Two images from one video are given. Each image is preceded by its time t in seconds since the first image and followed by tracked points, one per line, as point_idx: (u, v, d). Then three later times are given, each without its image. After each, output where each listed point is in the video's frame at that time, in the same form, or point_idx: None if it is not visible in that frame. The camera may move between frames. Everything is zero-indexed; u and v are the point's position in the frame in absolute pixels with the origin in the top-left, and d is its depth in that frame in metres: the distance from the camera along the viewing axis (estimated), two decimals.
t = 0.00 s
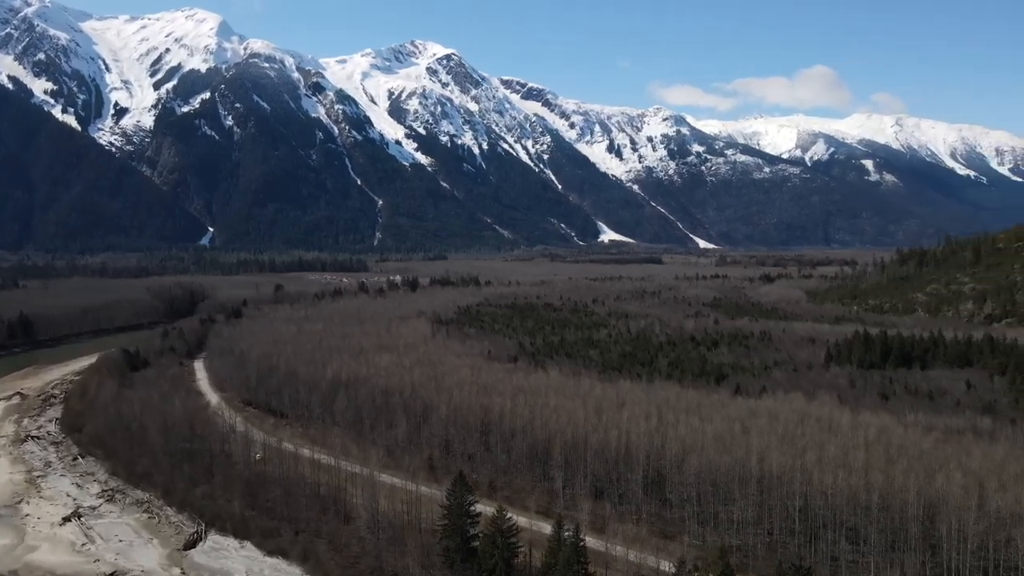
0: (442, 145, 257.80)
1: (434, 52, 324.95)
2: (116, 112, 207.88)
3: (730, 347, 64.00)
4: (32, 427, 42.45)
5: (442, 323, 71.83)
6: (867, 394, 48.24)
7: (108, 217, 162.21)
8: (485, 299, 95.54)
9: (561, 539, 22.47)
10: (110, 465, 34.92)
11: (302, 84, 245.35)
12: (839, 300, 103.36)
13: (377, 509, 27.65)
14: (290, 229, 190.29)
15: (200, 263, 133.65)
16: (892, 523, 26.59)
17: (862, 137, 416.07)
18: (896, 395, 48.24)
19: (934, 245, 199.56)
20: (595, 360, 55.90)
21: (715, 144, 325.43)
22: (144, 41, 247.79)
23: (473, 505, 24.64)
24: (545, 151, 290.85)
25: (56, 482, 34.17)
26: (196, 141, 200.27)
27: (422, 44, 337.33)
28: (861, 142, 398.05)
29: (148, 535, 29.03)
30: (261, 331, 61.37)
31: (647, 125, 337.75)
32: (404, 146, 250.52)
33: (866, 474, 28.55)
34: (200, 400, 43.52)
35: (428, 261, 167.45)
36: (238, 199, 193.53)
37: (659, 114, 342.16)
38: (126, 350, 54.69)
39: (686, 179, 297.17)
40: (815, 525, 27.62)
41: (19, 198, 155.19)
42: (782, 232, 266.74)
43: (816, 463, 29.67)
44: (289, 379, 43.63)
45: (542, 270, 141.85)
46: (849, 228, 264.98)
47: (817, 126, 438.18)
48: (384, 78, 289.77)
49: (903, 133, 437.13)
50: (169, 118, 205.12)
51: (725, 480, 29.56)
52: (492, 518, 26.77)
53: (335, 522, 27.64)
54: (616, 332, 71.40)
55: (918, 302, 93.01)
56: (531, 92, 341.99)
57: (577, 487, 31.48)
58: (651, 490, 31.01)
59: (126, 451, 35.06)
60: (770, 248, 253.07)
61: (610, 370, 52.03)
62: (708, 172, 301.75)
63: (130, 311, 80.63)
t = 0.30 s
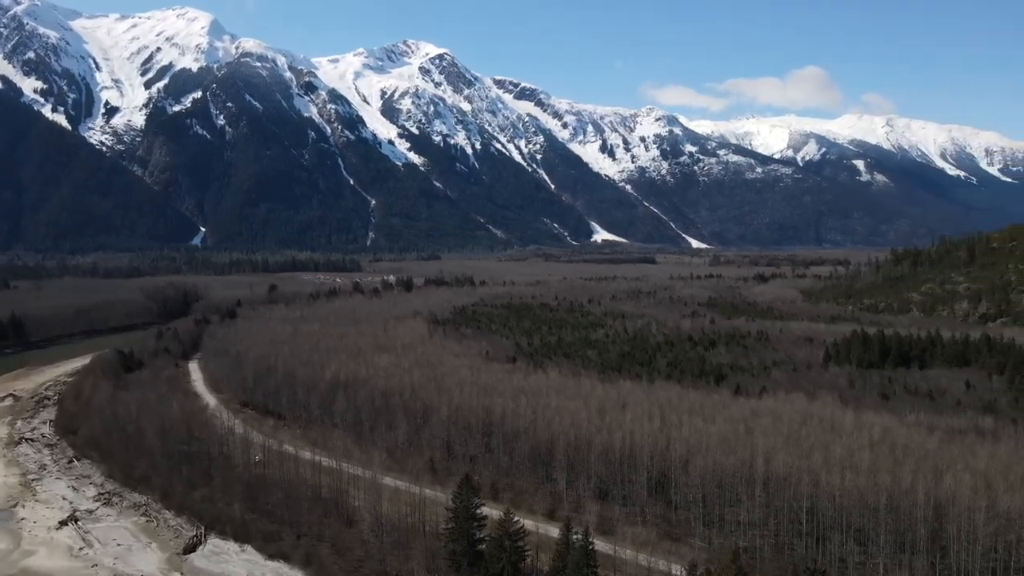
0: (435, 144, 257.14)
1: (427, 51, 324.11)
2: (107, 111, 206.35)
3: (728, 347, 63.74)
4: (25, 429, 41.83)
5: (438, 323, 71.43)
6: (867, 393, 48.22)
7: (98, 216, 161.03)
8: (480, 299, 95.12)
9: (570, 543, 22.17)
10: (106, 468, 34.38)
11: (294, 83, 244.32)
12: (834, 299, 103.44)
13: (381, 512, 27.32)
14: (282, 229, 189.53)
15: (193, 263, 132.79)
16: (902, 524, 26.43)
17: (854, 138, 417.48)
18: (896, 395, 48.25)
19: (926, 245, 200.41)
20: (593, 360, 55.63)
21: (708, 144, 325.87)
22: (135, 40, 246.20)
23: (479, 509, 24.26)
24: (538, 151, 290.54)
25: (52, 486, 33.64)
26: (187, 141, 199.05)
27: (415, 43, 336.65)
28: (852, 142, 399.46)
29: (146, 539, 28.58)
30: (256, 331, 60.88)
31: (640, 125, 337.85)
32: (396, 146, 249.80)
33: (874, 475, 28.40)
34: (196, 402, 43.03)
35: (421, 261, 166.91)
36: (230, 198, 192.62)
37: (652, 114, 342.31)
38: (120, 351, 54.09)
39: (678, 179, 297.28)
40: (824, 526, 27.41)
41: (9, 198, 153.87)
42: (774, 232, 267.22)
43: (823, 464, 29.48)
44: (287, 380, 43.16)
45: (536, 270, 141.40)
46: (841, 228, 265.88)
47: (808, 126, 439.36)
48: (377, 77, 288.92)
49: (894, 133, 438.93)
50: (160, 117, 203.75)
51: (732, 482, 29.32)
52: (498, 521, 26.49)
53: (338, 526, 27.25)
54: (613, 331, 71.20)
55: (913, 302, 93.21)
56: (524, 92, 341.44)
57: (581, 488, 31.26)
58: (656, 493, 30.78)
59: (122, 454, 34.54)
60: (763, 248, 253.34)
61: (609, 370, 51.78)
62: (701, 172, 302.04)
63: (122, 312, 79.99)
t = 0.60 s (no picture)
0: (423, 144, 256.40)
1: (415, 51, 323.25)
2: (92, 110, 204.20)
3: (722, 347, 63.61)
4: (13, 432, 41.11)
5: (431, 323, 70.94)
6: (862, 393, 48.30)
7: (83, 216, 159.42)
8: (472, 299, 94.66)
9: (576, 547, 21.85)
10: (97, 472, 33.79)
11: (282, 83, 242.91)
12: (824, 299, 103.80)
13: (381, 516, 26.98)
14: (270, 229, 188.49)
15: (180, 264, 131.64)
16: (906, 525, 26.35)
17: (840, 138, 419.80)
18: (891, 395, 48.33)
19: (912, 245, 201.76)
20: (588, 360, 55.33)
21: (696, 144, 326.77)
22: (120, 39, 244.19)
23: (482, 512, 23.92)
24: (526, 151, 290.39)
25: (42, 490, 33.01)
26: (174, 140, 197.35)
27: (403, 43, 335.78)
28: (839, 143, 401.65)
29: (140, 545, 28.04)
30: (247, 332, 60.23)
31: (629, 125, 338.24)
32: (385, 146, 248.88)
33: (876, 476, 28.33)
34: (188, 404, 42.47)
35: (411, 261, 166.29)
36: (217, 198, 191.51)
37: (640, 114, 342.86)
38: (109, 353, 53.31)
39: (667, 179, 297.73)
40: (827, 527, 27.24)
41: None
42: (762, 232, 268.28)
43: (825, 465, 29.37)
44: (281, 382, 42.63)
45: (527, 270, 140.99)
46: (828, 228, 267.69)
47: (796, 127, 441.33)
48: (365, 77, 287.87)
49: (880, 134, 441.78)
50: (146, 116, 201.74)
51: (734, 483, 29.13)
52: (501, 525, 26.18)
53: (337, 529, 26.83)
54: (607, 332, 70.97)
55: (903, 301, 93.58)
56: (513, 92, 340.85)
57: (581, 490, 30.97)
58: (657, 494, 30.57)
59: (114, 458, 33.93)
60: (751, 248, 254.17)
61: (605, 370, 51.52)
62: (689, 172, 302.70)
63: (109, 313, 79.18)
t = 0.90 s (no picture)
0: (408, 143, 255.46)
1: (399, 51, 322.07)
2: (71, 109, 201.36)
3: (710, 347, 63.63)
4: None
5: (418, 324, 70.47)
6: (852, 392, 48.48)
7: (63, 216, 157.30)
8: (459, 299, 94.27)
9: (577, 550, 21.58)
10: (84, 476, 33.13)
11: (264, 81, 241.01)
12: (809, 298, 104.38)
13: (377, 520, 26.61)
14: (253, 229, 187.12)
15: (162, 264, 130.22)
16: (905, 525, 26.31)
17: (821, 139, 422.88)
18: (881, 394, 48.56)
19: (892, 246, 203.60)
20: (578, 360, 55.12)
21: (680, 145, 327.98)
22: (100, 36, 241.58)
23: (481, 516, 23.60)
24: (511, 151, 290.10)
25: (26, 496, 32.29)
26: (154, 139, 195.36)
27: (386, 42, 334.64)
28: (820, 144, 404.68)
29: (128, 551, 27.45)
30: (233, 334, 59.52)
31: (613, 125, 338.86)
32: (369, 145, 247.80)
33: (873, 475, 28.35)
34: (174, 407, 41.80)
35: (396, 261, 165.55)
36: (199, 198, 190.45)
37: (624, 114, 343.48)
38: (91, 355, 52.36)
39: (651, 179, 298.34)
40: (827, 528, 27.19)
41: None
42: (745, 232, 269.46)
43: (822, 465, 29.39)
44: (270, 383, 42.05)
45: (513, 270, 140.64)
46: (810, 228, 269.93)
47: (778, 128, 444.11)
48: (349, 76, 286.49)
49: (861, 134, 445.51)
50: (127, 115, 198.10)
51: (731, 485, 29.11)
52: (500, 528, 25.91)
53: (332, 534, 26.41)
54: (595, 331, 70.89)
55: (887, 300, 94.20)
56: (497, 92, 340.28)
57: (577, 492, 30.75)
58: (655, 496, 30.41)
59: (100, 462, 33.24)
60: (734, 248, 255.12)
61: (594, 370, 51.33)
62: (673, 172, 303.67)
63: (90, 314, 78.21)
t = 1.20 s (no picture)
0: (392, 143, 254.33)
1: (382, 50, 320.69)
2: (49, 107, 198.48)
3: (700, 347, 63.55)
4: None
5: (406, 324, 69.92)
6: (843, 392, 48.50)
7: (41, 215, 155.26)
8: (446, 299, 93.74)
9: (579, 553, 21.33)
10: (69, 481, 32.44)
11: (247, 80, 238.90)
12: (795, 298, 104.79)
13: (374, 523, 26.21)
14: (236, 229, 185.56)
15: (143, 264, 128.77)
16: (905, 523, 26.21)
17: (803, 140, 425.27)
18: (871, 393, 48.64)
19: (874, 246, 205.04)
20: (568, 360, 54.86)
21: (663, 145, 328.90)
22: (79, 34, 238.60)
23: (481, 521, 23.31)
24: (495, 151, 289.58)
25: (10, 501, 31.55)
26: (135, 138, 193.24)
27: (370, 41, 333.20)
28: (802, 145, 407.32)
29: (116, 557, 26.85)
30: (219, 335, 58.76)
31: (597, 125, 339.14)
32: (352, 144, 246.47)
33: (871, 474, 28.29)
34: (161, 409, 41.09)
35: (381, 261, 164.60)
36: (181, 197, 188.59)
37: (608, 114, 344.00)
38: (74, 357, 51.42)
39: (635, 179, 298.70)
40: (826, 529, 27.16)
41: None
42: (728, 232, 270.47)
43: (819, 464, 29.33)
44: (258, 385, 41.46)
45: (499, 270, 140.18)
46: (793, 228, 271.85)
47: (760, 128, 446.47)
48: (332, 75, 284.91)
49: (842, 135, 448.82)
50: (107, 113, 196.40)
51: (729, 485, 28.97)
52: (499, 532, 25.63)
53: (327, 539, 25.99)
54: (584, 331, 70.69)
55: (872, 300, 94.67)
56: (481, 92, 339.56)
57: (574, 494, 30.55)
58: (652, 497, 30.24)
59: (86, 466, 32.54)
60: (718, 248, 255.83)
61: (585, 371, 51.04)
62: (657, 172, 304.39)
63: (72, 315, 77.10)
